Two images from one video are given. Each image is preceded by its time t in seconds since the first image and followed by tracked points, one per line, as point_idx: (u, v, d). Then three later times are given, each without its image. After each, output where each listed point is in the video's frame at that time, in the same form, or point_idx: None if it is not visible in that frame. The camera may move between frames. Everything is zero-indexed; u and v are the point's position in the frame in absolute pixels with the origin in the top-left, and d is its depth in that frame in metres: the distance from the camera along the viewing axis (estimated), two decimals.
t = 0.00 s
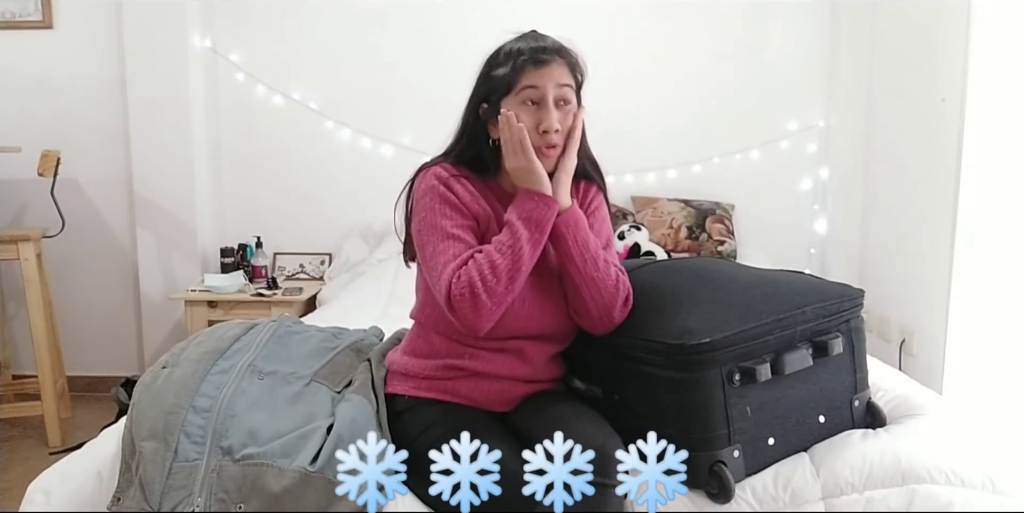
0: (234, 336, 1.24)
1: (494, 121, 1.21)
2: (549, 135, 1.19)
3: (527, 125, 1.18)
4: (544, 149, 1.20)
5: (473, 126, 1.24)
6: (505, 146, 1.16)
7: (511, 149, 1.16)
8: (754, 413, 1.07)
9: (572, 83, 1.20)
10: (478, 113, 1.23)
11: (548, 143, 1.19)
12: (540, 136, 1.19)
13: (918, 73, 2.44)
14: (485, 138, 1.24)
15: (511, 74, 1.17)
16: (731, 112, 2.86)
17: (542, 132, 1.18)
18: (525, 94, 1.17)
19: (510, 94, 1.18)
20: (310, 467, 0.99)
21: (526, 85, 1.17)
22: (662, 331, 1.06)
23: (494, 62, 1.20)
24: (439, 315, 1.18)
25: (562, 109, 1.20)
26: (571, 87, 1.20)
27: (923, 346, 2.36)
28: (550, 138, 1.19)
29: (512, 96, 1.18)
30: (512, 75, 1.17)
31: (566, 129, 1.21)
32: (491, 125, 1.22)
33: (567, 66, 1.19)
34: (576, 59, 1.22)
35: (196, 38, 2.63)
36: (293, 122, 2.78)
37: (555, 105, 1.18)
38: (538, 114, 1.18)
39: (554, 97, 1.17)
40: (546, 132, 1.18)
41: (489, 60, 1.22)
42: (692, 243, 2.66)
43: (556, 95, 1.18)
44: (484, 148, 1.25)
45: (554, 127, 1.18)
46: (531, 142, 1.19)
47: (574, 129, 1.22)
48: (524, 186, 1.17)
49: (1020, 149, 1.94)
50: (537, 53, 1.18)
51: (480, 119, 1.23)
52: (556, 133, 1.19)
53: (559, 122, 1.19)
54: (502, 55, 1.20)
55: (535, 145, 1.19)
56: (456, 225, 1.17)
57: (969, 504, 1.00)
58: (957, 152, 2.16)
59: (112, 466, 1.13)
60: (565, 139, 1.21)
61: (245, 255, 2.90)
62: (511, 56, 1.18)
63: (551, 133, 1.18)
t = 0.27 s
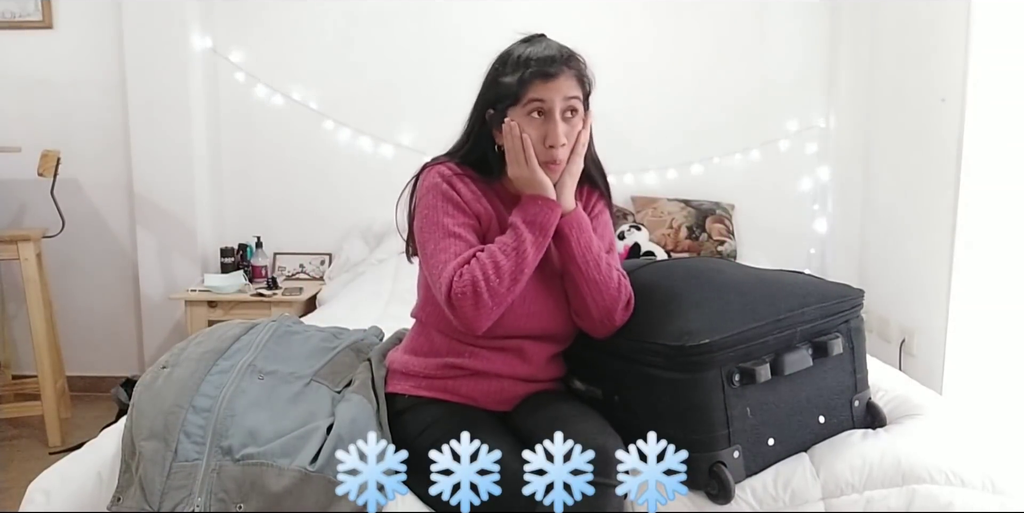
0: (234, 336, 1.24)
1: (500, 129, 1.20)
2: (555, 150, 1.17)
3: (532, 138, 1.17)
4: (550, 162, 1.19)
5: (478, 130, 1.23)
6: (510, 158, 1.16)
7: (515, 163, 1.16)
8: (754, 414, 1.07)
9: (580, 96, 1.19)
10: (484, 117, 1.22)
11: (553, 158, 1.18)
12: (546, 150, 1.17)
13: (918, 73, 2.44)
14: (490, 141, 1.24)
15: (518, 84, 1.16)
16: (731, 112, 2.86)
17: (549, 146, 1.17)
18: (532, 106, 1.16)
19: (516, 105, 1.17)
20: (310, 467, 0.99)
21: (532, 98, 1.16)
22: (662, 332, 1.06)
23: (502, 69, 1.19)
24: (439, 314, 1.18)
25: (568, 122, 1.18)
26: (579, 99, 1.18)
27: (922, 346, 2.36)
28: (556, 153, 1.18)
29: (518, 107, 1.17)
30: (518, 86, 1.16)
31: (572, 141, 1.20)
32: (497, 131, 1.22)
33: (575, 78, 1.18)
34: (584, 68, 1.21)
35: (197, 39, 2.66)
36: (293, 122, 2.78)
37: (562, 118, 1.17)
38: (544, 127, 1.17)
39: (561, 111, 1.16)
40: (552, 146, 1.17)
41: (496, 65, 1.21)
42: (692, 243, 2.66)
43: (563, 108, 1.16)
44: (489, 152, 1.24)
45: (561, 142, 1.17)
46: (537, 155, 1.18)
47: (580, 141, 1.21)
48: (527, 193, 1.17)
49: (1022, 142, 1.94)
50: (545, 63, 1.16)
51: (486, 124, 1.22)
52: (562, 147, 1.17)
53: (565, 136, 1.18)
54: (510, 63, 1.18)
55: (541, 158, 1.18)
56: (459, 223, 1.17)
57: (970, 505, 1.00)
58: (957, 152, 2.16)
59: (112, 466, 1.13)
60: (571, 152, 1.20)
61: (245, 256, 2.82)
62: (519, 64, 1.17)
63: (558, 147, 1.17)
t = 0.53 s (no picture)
0: (234, 336, 1.24)
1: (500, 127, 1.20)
2: (552, 145, 1.18)
3: (529, 135, 1.17)
4: (548, 158, 1.19)
5: (479, 130, 1.24)
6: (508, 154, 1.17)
7: (513, 159, 1.17)
8: (754, 414, 1.07)
9: (577, 92, 1.19)
10: (484, 116, 1.23)
11: (551, 153, 1.18)
12: (544, 146, 1.18)
13: (918, 73, 2.44)
14: (491, 141, 1.24)
15: (514, 81, 1.17)
16: (731, 112, 2.86)
17: (546, 142, 1.17)
18: (528, 103, 1.17)
19: (513, 102, 1.18)
20: (310, 467, 0.99)
21: (529, 94, 1.16)
22: (662, 332, 1.06)
23: (499, 68, 1.20)
24: (440, 313, 1.18)
25: (566, 118, 1.19)
26: (576, 95, 1.19)
27: (922, 346, 2.36)
28: (553, 148, 1.18)
29: (515, 104, 1.18)
30: (514, 83, 1.17)
31: (570, 137, 1.20)
32: (497, 129, 1.22)
33: (572, 74, 1.18)
34: (583, 64, 1.21)
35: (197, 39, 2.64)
36: (293, 122, 2.78)
37: (559, 115, 1.18)
38: (541, 123, 1.17)
39: (557, 107, 1.17)
40: (549, 142, 1.17)
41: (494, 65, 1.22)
42: (691, 243, 2.65)
43: (560, 103, 1.17)
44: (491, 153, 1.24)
45: (557, 138, 1.17)
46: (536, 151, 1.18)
47: (580, 137, 1.21)
48: (526, 190, 1.17)
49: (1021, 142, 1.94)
50: (541, 60, 1.17)
51: (487, 123, 1.22)
52: (559, 143, 1.18)
53: (563, 132, 1.18)
54: (507, 62, 1.19)
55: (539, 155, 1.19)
56: (462, 222, 1.17)
57: (970, 505, 1.00)
58: (957, 151, 2.15)
59: (112, 466, 1.13)
60: (570, 148, 1.20)
61: (245, 256, 2.79)
62: (516, 62, 1.18)
63: (555, 142, 1.17)
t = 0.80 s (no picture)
0: (234, 336, 1.24)
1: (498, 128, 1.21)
2: (549, 148, 1.18)
3: (526, 137, 1.18)
4: (545, 160, 1.19)
5: (479, 128, 1.24)
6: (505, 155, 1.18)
7: (509, 161, 1.17)
8: (754, 414, 1.06)
9: (575, 94, 1.18)
10: (484, 116, 1.23)
11: (548, 155, 1.18)
12: (540, 149, 1.18)
13: (918, 73, 2.43)
14: (491, 139, 1.24)
15: (512, 83, 1.17)
16: (731, 112, 2.86)
17: (542, 145, 1.17)
18: (524, 105, 1.17)
19: (510, 103, 1.18)
20: (310, 466, 0.99)
21: (525, 97, 1.16)
22: (662, 332, 1.06)
23: (497, 68, 1.19)
24: (440, 313, 1.18)
25: (563, 119, 1.18)
26: (574, 96, 1.18)
27: (922, 345, 2.36)
28: (550, 150, 1.18)
29: (512, 106, 1.18)
30: (511, 85, 1.17)
31: (567, 139, 1.20)
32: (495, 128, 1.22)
33: (570, 75, 1.17)
34: (581, 64, 1.20)
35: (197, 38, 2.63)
36: (293, 122, 2.78)
37: (555, 117, 1.18)
38: (537, 126, 1.17)
39: (554, 109, 1.17)
40: (545, 145, 1.17)
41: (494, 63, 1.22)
42: (691, 243, 2.65)
43: (556, 105, 1.17)
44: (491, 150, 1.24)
45: (553, 141, 1.17)
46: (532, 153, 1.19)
47: (578, 138, 1.21)
48: (526, 191, 1.18)
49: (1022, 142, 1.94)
50: (538, 62, 1.16)
51: (487, 122, 1.23)
52: (556, 145, 1.18)
53: (559, 134, 1.18)
54: (506, 63, 1.19)
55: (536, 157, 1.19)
56: (461, 221, 1.16)
57: (970, 505, 1.00)
58: (957, 151, 2.15)
59: (111, 466, 1.12)
60: (568, 149, 1.20)
61: (245, 256, 2.79)
62: (513, 63, 1.17)
63: (551, 145, 1.17)
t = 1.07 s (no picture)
0: (234, 336, 1.25)
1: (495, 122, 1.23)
2: (544, 132, 1.19)
3: (521, 123, 1.20)
4: (541, 147, 1.20)
5: (477, 129, 1.26)
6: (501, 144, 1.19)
7: (506, 150, 1.19)
8: (754, 414, 1.07)
9: (567, 82, 1.22)
10: (482, 115, 1.26)
11: (543, 140, 1.19)
12: (535, 133, 1.19)
13: (917, 72, 2.44)
14: (488, 137, 1.26)
15: (506, 75, 1.21)
16: (731, 112, 2.87)
17: (537, 130, 1.19)
18: (518, 93, 1.20)
19: (505, 94, 1.21)
20: (310, 466, 1.00)
21: (519, 84, 1.20)
22: (662, 332, 1.06)
23: (492, 64, 1.24)
24: (441, 314, 1.18)
25: (557, 107, 1.21)
26: (567, 85, 1.22)
27: (923, 345, 2.36)
28: (545, 135, 1.19)
29: (507, 97, 1.21)
30: (505, 75, 1.21)
31: (563, 127, 1.21)
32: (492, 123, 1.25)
33: (561, 65, 1.22)
34: (574, 59, 1.25)
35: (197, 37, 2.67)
36: (293, 122, 2.78)
37: (549, 104, 1.20)
38: (532, 112, 1.19)
39: (547, 95, 1.20)
40: (540, 129, 1.18)
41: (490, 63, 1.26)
42: (692, 243, 2.65)
43: (549, 92, 1.20)
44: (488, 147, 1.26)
45: (548, 124, 1.18)
46: (528, 141, 1.20)
47: (573, 127, 1.23)
48: (522, 188, 1.18)
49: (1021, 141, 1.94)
50: (530, 53, 1.21)
51: (484, 119, 1.25)
52: (551, 131, 1.19)
53: (554, 120, 1.20)
54: (500, 58, 1.23)
55: (532, 145, 1.20)
56: (463, 224, 1.16)
57: (970, 504, 1.00)
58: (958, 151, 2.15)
59: (112, 466, 1.13)
60: (563, 138, 1.21)
61: (245, 256, 2.77)
62: (507, 57, 1.22)
63: (546, 129, 1.18)
